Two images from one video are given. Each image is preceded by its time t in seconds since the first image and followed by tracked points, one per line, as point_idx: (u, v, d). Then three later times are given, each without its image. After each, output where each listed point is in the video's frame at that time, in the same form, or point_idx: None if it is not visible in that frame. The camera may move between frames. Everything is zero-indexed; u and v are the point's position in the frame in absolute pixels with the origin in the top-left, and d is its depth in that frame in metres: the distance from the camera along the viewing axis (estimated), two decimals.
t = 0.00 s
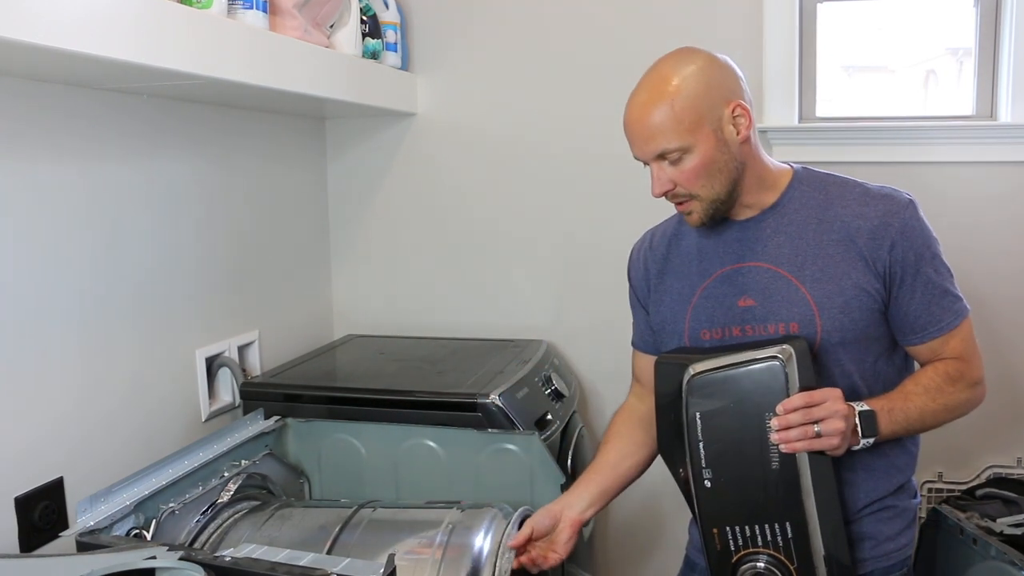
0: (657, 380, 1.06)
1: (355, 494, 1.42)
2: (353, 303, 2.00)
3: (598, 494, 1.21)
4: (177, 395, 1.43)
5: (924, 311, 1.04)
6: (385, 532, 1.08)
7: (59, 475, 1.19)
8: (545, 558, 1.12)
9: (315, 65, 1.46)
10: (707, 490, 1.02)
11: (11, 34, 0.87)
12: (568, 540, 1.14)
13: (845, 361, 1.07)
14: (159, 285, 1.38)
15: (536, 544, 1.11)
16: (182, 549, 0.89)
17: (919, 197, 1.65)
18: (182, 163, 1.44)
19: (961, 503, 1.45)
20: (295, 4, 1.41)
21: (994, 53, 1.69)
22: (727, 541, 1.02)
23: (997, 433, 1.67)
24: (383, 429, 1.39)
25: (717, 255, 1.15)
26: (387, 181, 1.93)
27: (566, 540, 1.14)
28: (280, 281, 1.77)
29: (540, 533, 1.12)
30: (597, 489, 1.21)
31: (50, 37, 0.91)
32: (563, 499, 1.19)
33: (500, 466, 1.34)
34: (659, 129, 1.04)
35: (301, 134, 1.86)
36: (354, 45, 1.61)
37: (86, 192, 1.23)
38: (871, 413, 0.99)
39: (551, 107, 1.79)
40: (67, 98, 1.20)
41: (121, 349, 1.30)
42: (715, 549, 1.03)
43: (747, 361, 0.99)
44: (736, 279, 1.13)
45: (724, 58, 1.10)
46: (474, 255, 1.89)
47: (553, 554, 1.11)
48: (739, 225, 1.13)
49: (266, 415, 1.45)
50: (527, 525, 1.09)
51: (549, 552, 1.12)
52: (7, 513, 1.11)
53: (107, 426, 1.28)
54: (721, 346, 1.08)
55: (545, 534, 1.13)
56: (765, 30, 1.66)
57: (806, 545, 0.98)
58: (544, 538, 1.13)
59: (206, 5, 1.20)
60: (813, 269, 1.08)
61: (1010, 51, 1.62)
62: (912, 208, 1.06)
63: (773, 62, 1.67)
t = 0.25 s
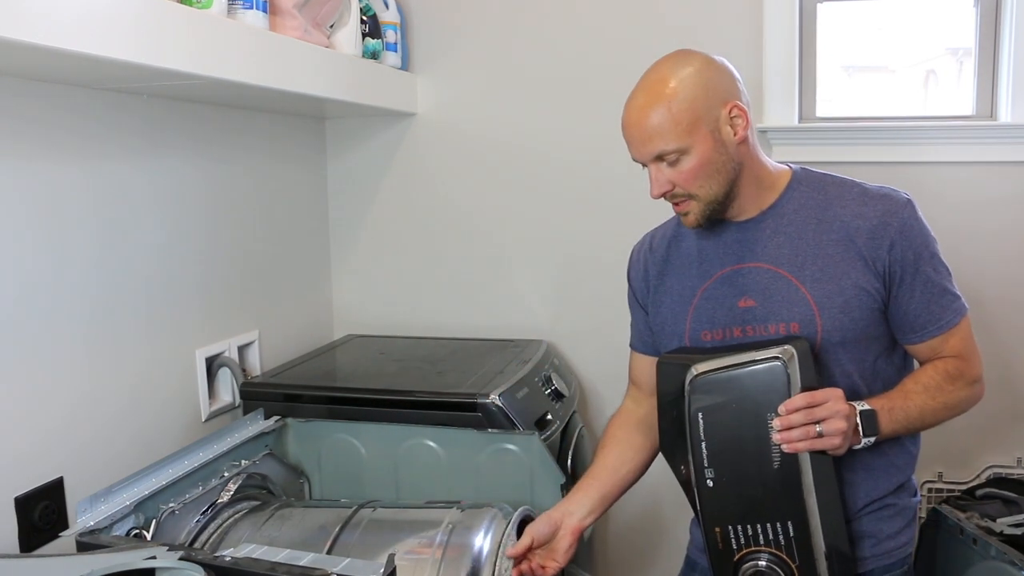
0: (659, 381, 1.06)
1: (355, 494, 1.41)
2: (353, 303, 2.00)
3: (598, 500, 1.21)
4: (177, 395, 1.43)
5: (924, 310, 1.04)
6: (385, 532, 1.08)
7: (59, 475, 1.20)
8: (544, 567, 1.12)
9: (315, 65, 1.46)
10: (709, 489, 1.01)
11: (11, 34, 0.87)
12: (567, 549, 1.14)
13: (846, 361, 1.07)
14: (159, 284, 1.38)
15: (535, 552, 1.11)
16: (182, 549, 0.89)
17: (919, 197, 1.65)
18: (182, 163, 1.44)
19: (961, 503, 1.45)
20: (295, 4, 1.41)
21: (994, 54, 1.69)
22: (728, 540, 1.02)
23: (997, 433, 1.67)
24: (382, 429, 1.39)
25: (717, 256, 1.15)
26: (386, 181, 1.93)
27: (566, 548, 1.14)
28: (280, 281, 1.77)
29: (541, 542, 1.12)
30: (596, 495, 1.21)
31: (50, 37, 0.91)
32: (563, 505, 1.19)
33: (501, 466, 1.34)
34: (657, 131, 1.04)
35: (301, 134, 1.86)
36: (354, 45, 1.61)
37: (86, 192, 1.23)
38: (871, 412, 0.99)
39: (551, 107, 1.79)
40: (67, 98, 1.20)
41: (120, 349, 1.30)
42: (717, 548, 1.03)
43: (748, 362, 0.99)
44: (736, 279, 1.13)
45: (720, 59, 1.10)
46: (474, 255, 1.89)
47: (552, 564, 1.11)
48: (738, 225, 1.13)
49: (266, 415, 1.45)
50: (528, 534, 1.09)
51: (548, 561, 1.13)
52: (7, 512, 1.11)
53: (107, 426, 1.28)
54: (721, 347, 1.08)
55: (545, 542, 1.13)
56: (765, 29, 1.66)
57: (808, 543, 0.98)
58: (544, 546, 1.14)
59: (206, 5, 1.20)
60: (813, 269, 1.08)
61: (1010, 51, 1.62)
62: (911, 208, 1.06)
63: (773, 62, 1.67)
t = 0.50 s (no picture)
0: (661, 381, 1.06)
1: (355, 494, 1.41)
2: (352, 303, 2.00)
3: (604, 491, 1.21)
4: (177, 395, 1.44)
5: (923, 308, 1.04)
6: (385, 532, 1.08)
7: (59, 475, 1.20)
8: (548, 551, 1.13)
9: (315, 65, 1.46)
10: (712, 489, 1.01)
11: (11, 35, 0.87)
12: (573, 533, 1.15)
13: (846, 359, 1.07)
14: (159, 284, 1.38)
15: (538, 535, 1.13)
16: (182, 549, 0.89)
17: (919, 197, 1.65)
18: (182, 163, 1.44)
19: (961, 503, 1.45)
20: (295, 4, 1.41)
21: (994, 54, 1.69)
22: (732, 539, 1.02)
23: (996, 433, 1.67)
24: (382, 429, 1.38)
25: (717, 256, 1.15)
26: (386, 181, 1.93)
27: (570, 535, 1.15)
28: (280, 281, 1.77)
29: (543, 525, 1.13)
30: (603, 485, 1.22)
31: (50, 38, 0.91)
32: (569, 493, 1.20)
33: (501, 465, 1.33)
34: (655, 131, 1.04)
35: (302, 134, 1.86)
36: (354, 45, 1.61)
37: (86, 192, 1.23)
38: (872, 410, 1.00)
39: (551, 107, 1.79)
40: (67, 99, 1.20)
41: (120, 349, 1.30)
42: (720, 548, 1.03)
43: (750, 361, 0.99)
44: (736, 278, 1.13)
45: (719, 59, 1.10)
46: (474, 255, 1.89)
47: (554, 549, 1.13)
48: (738, 224, 1.13)
49: (266, 415, 1.45)
50: (532, 518, 1.12)
51: (550, 547, 1.14)
52: (7, 513, 1.11)
53: (107, 426, 1.28)
54: (722, 347, 1.08)
55: (548, 528, 1.14)
56: (765, 29, 1.66)
57: (812, 542, 0.99)
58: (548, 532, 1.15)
59: (205, 5, 1.20)
60: (813, 268, 1.08)
61: (1010, 51, 1.62)
62: (910, 207, 1.06)
63: (773, 62, 1.67)
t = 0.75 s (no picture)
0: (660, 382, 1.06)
1: (355, 495, 1.40)
2: (352, 303, 2.00)
3: (609, 482, 1.22)
4: (177, 395, 1.44)
5: (923, 307, 1.04)
6: (385, 532, 1.08)
7: (59, 475, 1.20)
8: (552, 540, 1.14)
9: (315, 65, 1.46)
10: (711, 490, 1.02)
11: (11, 35, 0.87)
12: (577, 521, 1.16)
13: (845, 359, 1.07)
14: (159, 284, 1.38)
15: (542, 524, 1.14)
16: (182, 549, 0.89)
17: (919, 197, 1.65)
18: (182, 162, 1.44)
19: (961, 503, 1.45)
20: (295, 4, 1.41)
21: (994, 54, 1.69)
22: (731, 540, 1.02)
23: (997, 433, 1.67)
24: (382, 429, 1.38)
25: (715, 255, 1.15)
26: (386, 181, 1.93)
27: (573, 524, 1.16)
28: (280, 281, 1.77)
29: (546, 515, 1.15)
30: (607, 475, 1.22)
31: (50, 38, 0.91)
32: (574, 485, 1.21)
33: (501, 466, 1.32)
34: (654, 131, 1.04)
35: (302, 133, 1.86)
36: (354, 45, 1.61)
37: (86, 192, 1.23)
38: (871, 410, 1.00)
39: (551, 107, 1.79)
40: (67, 99, 1.20)
41: (120, 349, 1.30)
42: (720, 548, 1.03)
43: (749, 361, 0.99)
44: (735, 277, 1.13)
45: (720, 59, 1.10)
46: (474, 255, 1.89)
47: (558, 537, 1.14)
48: (737, 224, 1.13)
49: (266, 415, 1.45)
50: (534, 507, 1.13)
51: (554, 535, 1.15)
52: (7, 513, 1.11)
53: (107, 426, 1.28)
54: (721, 347, 1.08)
55: (551, 517, 1.16)
56: (765, 30, 1.66)
57: (811, 543, 0.98)
58: (552, 522, 1.17)
59: (205, 4, 1.20)
60: (811, 267, 1.08)
61: (1010, 51, 1.61)
62: (910, 207, 1.06)
63: (773, 62, 1.67)
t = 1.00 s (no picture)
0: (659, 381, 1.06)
1: (354, 495, 1.40)
2: (353, 303, 2.00)
3: (614, 479, 1.23)
4: (177, 395, 1.44)
5: (923, 306, 1.04)
6: (386, 532, 1.08)
7: (59, 475, 1.20)
8: (553, 535, 1.15)
9: (315, 65, 1.46)
10: (709, 488, 1.01)
11: (11, 35, 0.87)
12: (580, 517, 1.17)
13: (844, 357, 1.07)
14: (159, 284, 1.38)
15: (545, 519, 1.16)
16: (182, 548, 0.89)
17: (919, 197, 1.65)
18: (182, 162, 1.44)
19: (961, 503, 1.45)
20: (295, 4, 1.41)
21: (994, 54, 1.69)
22: (728, 538, 1.02)
23: (997, 433, 1.67)
24: (382, 429, 1.38)
25: (714, 253, 1.15)
26: (386, 181, 1.93)
27: (575, 521, 1.17)
28: (280, 281, 1.77)
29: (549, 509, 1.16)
30: (612, 473, 1.23)
31: (50, 38, 0.91)
32: (579, 482, 1.22)
33: (500, 466, 1.32)
34: (652, 131, 1.04)
35: (302, 133, 1.86)
36: (354, 45, 1.61)
37: (86, 192, 1.23)
38: (870, 409, 0.99)
39: (550, 107, 1.79)
40: (67, 99, 1.20)
41: (120, 349, 1.30)
42: (716, 547, 1.03)
43: (748, 360, 0.98)
44: (734, 276, 1.13)
45: (719, 59, 1.10)
46: (473, 255, 1.89)
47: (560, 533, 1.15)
48: (737, 223, 1.13)
49: (266, 415, 1.46)
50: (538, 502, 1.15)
51: (556, 530, 1.16)
52: (7, 513, 1.11)
53: (107, 426, 1.28)
54: (721, 345, 1.08)
55: (555, 513, 1.17)
56: (765, 29, 1.66)
57: (807, 543, 0.99)
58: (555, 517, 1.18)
59: (205, 4, 1.20)
60: (811, 265, 1.08)
61: (1010, 51, 1.61)
62: (910, 205, 1.06)
63: (773, 62, 1.67)
